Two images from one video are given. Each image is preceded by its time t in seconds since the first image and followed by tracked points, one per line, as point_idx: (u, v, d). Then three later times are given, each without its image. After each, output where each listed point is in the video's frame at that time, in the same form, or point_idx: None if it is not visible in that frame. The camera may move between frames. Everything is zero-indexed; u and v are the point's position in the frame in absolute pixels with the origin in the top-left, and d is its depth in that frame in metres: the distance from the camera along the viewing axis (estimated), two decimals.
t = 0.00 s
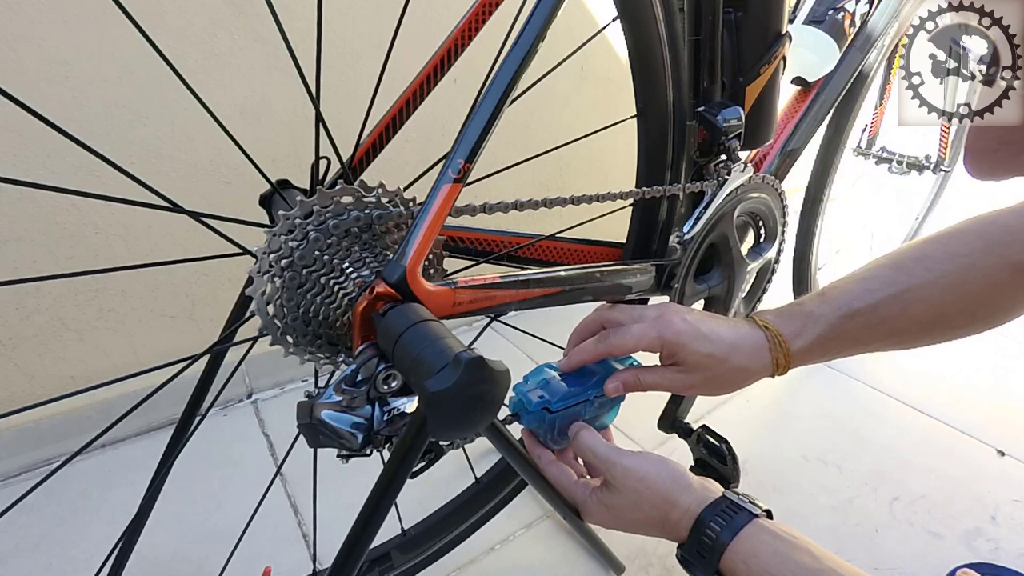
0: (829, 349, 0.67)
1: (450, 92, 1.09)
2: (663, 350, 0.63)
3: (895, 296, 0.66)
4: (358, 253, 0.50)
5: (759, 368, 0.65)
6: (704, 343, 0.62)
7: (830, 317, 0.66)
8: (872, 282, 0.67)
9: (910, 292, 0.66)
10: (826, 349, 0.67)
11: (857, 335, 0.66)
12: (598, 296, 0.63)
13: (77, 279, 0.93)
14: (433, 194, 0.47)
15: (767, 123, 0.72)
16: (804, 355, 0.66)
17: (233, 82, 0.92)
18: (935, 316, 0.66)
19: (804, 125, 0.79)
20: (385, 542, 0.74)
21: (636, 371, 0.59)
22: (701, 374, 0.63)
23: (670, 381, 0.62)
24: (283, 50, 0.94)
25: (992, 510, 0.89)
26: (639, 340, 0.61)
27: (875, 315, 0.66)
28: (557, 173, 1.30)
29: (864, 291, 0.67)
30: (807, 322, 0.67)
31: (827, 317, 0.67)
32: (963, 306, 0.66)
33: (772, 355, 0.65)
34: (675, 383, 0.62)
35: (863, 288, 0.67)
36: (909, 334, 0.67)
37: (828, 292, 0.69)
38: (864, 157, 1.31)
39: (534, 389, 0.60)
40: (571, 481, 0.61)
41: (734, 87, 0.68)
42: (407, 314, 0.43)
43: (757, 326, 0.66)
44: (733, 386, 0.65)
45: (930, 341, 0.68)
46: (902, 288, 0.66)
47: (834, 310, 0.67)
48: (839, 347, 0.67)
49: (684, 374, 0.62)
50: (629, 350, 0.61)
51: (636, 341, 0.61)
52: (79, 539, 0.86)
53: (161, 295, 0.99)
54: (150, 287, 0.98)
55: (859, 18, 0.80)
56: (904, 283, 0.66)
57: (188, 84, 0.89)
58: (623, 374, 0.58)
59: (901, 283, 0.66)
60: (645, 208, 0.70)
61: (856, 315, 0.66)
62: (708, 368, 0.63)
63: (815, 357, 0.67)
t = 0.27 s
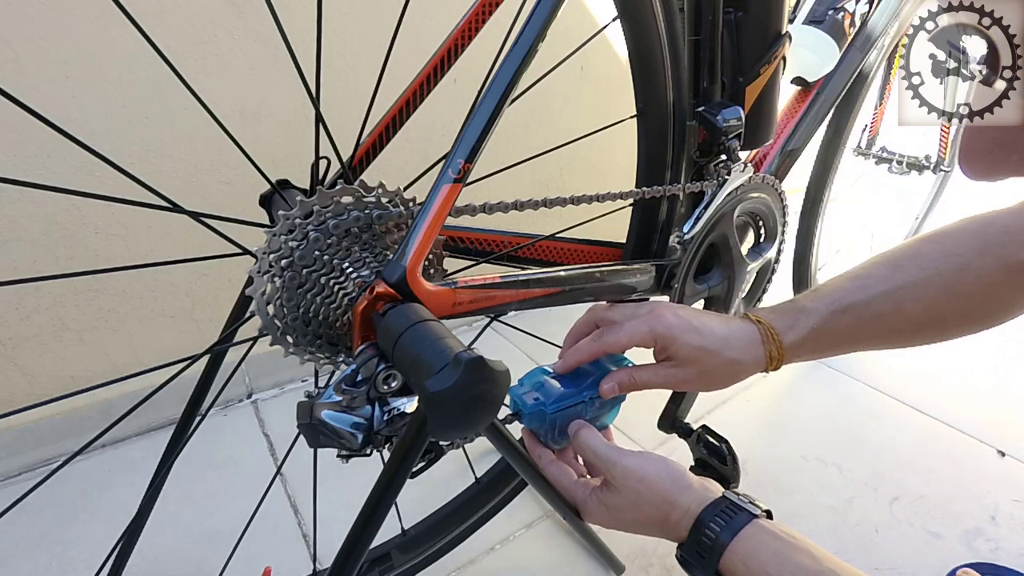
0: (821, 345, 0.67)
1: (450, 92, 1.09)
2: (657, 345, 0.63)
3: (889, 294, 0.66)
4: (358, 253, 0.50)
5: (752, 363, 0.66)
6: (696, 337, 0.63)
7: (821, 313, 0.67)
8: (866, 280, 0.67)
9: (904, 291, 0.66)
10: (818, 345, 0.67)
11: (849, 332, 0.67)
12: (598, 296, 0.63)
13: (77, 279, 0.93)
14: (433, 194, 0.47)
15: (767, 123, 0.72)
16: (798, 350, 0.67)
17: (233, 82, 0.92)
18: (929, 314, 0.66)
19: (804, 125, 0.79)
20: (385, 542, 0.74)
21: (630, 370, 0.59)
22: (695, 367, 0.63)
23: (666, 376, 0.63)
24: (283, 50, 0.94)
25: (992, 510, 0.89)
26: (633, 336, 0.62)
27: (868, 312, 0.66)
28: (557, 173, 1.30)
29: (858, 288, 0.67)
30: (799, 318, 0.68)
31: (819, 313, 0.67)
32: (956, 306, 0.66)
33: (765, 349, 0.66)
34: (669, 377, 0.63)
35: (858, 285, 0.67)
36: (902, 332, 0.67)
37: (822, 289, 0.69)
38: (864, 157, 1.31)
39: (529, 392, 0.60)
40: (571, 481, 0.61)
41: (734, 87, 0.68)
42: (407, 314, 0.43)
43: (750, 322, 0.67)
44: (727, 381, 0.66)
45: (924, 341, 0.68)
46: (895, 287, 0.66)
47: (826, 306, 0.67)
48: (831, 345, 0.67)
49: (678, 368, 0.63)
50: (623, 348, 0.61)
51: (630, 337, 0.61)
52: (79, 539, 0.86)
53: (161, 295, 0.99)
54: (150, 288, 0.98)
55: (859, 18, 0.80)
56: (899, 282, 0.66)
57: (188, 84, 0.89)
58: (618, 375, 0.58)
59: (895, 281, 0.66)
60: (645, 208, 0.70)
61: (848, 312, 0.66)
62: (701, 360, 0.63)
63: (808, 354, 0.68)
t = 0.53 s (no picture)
0: (811, 341, 0.68)
1: (450, 92, 1.09)
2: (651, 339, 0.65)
3: (881, 292, 0.67)
4: (358, 252, 0.50)
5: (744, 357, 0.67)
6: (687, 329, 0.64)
7: (810, 308, 0.68)
8: (859, 278, 0.68)
9: (897, 289, 0.66)
10: (808, 341, 0.68)
11: (838, 328, 0.68)
12: (598, 296, 0.63)
13: (77, 279, 0.93)
14: (433, 194, 0.47)
15: (767, 122, 0.72)
16: (787, 345, 0.68)
17: (233, 82, 0.92)
18: (921, 313, 0.66)
19: (804, 125, 0.79)
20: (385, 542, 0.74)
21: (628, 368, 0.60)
22: (688, 359, 0.65)
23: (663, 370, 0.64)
24: (283, 50, 0.94)
25: (992, 510, 0.89)
26: (626, 331, 0.63)
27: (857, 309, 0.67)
28: (557, 173, 1.30)
29: (848, 285, 0.68)
30: (788, 314, 0.69)
31: (808, 309, 0.68)
32: (950, 304, 0.66)
33: (755, 341, 0.67)
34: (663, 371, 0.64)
35: (850, 283, 0.68)
36: (894, 329, 0.67)
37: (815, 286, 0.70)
38: (864, 157, 1.32)
39: (526, 397, 0.61)
40: (571, 481, 0.61)
41: (734, 87, 0.68)
42: (407, 314, 0.43)
43: (741, 317, 0.70)
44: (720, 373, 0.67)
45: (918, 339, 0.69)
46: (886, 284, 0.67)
47: (816, 302, 0.68)
48: (821, 341, 0.68)
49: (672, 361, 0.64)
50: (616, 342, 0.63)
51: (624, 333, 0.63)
52: (79, 539, 0.86)
53: (161, 295, 0.99)
54: (150, 288, 0.98)
55: (859, 18, 0.80)
56: (890, 279, 0.67)
57: (188, 84, 0.89)
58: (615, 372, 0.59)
59: (885, 279, 0.67)
60: (645, 208, 0.70)
61: (837, 307, 0.68)
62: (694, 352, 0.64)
63: (798, 349, 0.69)
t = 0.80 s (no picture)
0: (809, 328, 0.69)
1: (449, 92, 1.09)
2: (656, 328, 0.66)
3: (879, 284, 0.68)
4: (358, 253, 0.50)
5: (748, 341, 0.69)
6: (692, 312, 0.66)
7: (810, 295, 0.70)
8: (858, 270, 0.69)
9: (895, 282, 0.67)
10: (806, 329, 0.70)
11: (837, 316, 0.69)
12: (597, 296, 0.63)
13: (77, 279, 0.93)
14: (433, 194, 0.47)
15: (767, 123, 0.72)
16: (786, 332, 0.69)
17: (233, 82, 0.92)
18: (918, 305, 0.67)
19: (804, 125, 0.79)
20: (385, 542, 0.74)
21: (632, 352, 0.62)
22: (694, 341, 0.66)
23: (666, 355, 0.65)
24: (283, 50, 0.94)
25: (992, 510, 0.89)
26: (628, 323, 0.65)
27: (855, 297, 0.68)
28: (557, 173, 1.30)
29: (848, 274, 0.69)
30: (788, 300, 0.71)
31: (808, 296, 0.70)
32: (947, 299, 0.67)
33: (757, 322, 0.69)
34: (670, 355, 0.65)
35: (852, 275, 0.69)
36: (891, 321, 0.68)
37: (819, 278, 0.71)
38: (864, 156, 1.32)
39: (528, 398, 0.60)
40: (570, 480, 0.61)
41: (734, 87, 0.68)
42: (407, 314, 0.43)
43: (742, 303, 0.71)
44: (724, 359, 0.69)
45: (917, 333, 0.69)
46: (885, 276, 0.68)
47: (815, 289, 0.70)
48: (818, 329, 0.69)
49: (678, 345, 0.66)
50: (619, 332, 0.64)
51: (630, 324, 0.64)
52: (79, 539, 0.86)
53: (161, 295, 0.99)
54: (150, 288, 0.98)
55: (859, 18, 0.80)
56: (888, 271, 0.68)
57: (188, 84, 0.89)
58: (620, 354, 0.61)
59: (884, 270, 0.68)
60: (645, 209, 0.70)
61: (836, 295, 0.69)
62: (699, 333, 0.66)
63: (798, 336, 0.70)
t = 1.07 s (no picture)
0: (812, 336, 0.69)
1: (450, 92, 1.09)
2: (655, 333, 0.67)
3: (878, 291, 0.68)
4: (358, 253, 0.50)
5: (749, 350, 0.69)
6: (693, 320, 0.66)
7: (812, 304, 0.70)
8: (856, 278, 0.70)
9: (893, 289, 0.68)
10: (807, 340, 0.70)
11: (840, 324, 0.69)
12: (598, 296, 0.63)
13: (77, 279, 0.93)
14: (433, 194, 0.47)
15: (767, 123, 0.72)
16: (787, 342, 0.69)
17: (233, 82, 0.92)
18: (921, 310, 0.67)
19: (804, 125, 0.79)
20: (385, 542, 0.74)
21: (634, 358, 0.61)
22: (695, 350, 0.67)
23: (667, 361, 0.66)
24: (283, 50, 0.94)
25: (992, 510, 0.89)
26: (629, 325, 0.66)
27: (858, 304, 0.68)
28: (557, 173, 1.30)
29: (849, 281, 0.70)
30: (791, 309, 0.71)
31: (810, 304, 0.70)
32: (946, 304, 0.67)
33: (758, 333, 0.69)
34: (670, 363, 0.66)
35: (850, 283, 0.70)
36: (894, 327, 0.68)
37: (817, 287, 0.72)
38: (864, 156, 1.32)
39: (525, 402, 0.61)
40: (568, 478, 0.62)
41: (734, 87, 0.68)
42: (407, 314, 0.43)
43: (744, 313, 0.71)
44: (727, 369, 0.69)
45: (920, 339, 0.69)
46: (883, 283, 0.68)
47: (817, 298, 0.70)
48: (820, 338, 0.70)
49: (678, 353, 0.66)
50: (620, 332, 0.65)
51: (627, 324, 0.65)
52: (79, 539, 0.86)
53: (161, 294, 0.99)
54: (150, 288, 0.98)
55: (859, 18, 0.80)
56: (889, 276, 0.68)
57: (188, 84, 0.89)
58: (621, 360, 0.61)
59: (885, 276, 0.69)
60: (645, 208, 0.70)
61: (839, 303, 0.69)
62: (699, 343, 0.67)
63: (801, 346, 0.70)
